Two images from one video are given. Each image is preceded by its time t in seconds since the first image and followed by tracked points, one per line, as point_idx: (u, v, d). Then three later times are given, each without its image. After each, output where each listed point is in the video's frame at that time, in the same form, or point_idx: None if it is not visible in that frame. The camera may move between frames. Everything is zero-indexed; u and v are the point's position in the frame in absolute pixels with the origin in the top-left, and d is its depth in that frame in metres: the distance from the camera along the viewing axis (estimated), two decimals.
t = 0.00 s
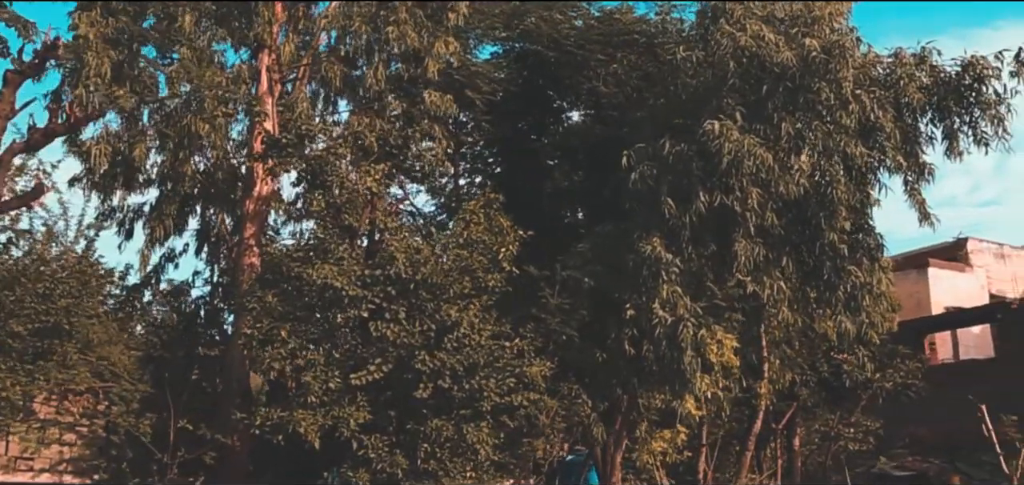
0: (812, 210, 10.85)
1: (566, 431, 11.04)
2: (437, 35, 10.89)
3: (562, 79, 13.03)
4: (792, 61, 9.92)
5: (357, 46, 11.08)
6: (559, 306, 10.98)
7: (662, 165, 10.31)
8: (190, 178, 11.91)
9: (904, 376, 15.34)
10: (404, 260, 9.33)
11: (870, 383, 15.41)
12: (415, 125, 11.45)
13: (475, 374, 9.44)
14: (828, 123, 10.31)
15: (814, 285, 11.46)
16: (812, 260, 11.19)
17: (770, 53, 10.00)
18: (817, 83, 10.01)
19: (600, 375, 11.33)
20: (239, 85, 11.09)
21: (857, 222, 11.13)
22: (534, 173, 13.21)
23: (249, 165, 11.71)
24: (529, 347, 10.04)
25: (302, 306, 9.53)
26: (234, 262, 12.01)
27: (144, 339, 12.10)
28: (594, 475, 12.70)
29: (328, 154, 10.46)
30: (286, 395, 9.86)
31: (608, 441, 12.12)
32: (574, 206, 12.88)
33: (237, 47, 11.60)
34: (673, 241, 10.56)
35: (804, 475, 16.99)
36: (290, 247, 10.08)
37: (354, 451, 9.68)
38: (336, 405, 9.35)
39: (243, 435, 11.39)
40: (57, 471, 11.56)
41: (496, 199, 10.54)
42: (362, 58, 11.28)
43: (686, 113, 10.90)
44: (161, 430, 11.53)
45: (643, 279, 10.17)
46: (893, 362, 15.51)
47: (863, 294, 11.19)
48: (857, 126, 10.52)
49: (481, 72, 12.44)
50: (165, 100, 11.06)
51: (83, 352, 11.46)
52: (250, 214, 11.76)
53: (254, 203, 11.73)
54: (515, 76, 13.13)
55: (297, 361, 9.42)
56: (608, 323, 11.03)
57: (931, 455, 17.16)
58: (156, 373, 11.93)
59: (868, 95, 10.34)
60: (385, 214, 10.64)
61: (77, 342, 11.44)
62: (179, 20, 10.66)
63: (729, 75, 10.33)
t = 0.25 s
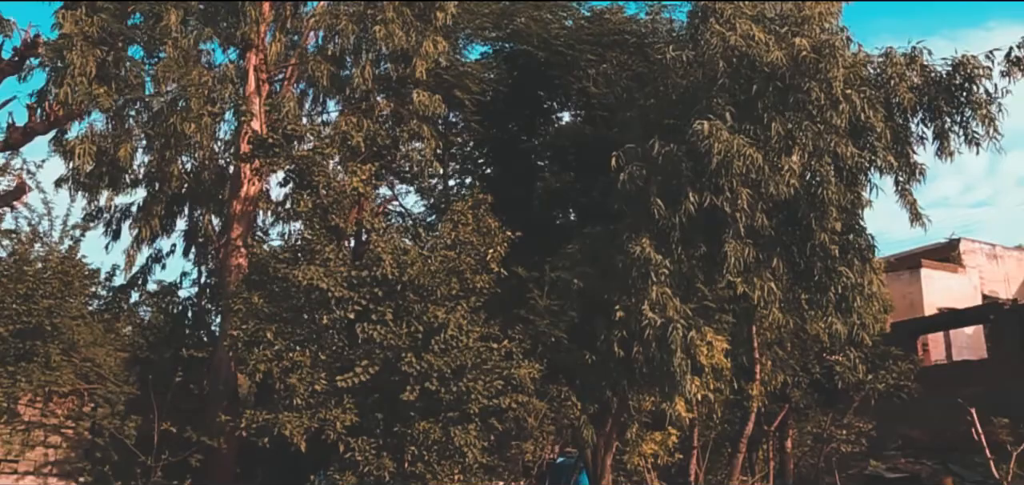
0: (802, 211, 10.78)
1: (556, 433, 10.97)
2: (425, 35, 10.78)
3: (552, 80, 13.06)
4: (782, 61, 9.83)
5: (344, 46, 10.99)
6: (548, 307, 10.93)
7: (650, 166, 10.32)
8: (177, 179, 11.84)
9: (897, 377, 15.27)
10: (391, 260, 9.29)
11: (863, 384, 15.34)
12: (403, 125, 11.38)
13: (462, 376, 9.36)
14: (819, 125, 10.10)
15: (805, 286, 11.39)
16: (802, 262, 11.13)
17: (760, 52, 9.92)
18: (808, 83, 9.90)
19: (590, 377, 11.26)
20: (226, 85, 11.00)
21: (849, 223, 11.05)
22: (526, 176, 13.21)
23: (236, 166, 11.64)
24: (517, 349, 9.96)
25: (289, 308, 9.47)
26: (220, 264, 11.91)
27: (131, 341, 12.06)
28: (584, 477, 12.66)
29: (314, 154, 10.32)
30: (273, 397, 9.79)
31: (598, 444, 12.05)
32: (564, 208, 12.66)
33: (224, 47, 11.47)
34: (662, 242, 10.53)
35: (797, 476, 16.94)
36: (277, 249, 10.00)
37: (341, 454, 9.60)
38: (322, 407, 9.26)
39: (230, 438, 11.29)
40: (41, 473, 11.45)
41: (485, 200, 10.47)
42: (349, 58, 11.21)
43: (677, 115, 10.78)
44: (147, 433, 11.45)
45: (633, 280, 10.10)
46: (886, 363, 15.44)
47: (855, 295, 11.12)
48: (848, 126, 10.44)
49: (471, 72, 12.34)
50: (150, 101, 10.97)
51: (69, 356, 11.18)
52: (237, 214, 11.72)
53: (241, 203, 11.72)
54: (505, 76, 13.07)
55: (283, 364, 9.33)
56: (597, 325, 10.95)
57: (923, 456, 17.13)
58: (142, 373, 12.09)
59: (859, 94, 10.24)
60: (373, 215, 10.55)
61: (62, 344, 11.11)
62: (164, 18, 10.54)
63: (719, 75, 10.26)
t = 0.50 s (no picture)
0: (797, 211, 10.71)
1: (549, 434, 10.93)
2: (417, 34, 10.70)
3: (546, 80, 12.93)
4: (776, 60, 9.75)
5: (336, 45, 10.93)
6: (541, 308, 10.87)
7: (644, 165, 10.24)
8: (169, 178, 11.79)
9: (892, 378, 15.22)
10: (382, 261, 9.20)
11: (859, 385, 15.26)
12: (395, 125, 11.31)
13: (453, 378, 9.30)
14: (813, 124, 10.04)
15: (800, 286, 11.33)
16: (797, 262, 11.07)
17: (754, 51, 9.84)
18: (802, 83, 9.85)
19: (583, 378, 11.20)
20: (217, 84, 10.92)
21: (843, 224, 10.98)
22: (521, 177, 13.16)
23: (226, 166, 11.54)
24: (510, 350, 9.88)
25: (279, 309, 9.37)
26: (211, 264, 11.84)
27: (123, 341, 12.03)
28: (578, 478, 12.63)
29: (304, 153, 10.25)
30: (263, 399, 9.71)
31: (592, 445, 12.00)
32: (559, 208, 12.60)
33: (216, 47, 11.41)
34: (655, 241, 10.47)
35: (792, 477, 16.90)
36: (267, 248, 9.92)
37: (332, 456, 9.53)
38: (312, 409, 9.19)
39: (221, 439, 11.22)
40: (30, 475, 11.39)
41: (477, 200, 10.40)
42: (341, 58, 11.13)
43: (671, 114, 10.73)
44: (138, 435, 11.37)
45: (626, 280, 10.04)
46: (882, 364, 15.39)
47: (849, 295, 11.06)
48: (842, 126, 10.37)
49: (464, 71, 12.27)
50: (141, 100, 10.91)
51: (57, 356, 11.21)
52: (229, 214, 11.62)
53: (233, 203, 11.62)
54: (498, 75, 13.01)
55: (273, 365, 9.24)
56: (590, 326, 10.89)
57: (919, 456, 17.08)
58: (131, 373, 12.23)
59: (854, 94, 10.18)
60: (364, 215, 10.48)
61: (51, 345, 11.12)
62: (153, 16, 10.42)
63: (712, 75, 10.21)
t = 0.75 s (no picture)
0: (794, 211, 10.64)
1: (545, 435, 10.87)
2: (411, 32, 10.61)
3: (543, 78, 12.90)
4: (772, 58, 9.68)
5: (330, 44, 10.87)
6: (536, 307, 10.83)
7: (640, 165, 10.18)
8: (163, 177, 11.76)
9: (891, 377, 15.15)
10: (375, 260, 9.14)
11: (858, 385, 15.19)
12: (390, 124, 11.24)
13: (448, 378, 9.26)
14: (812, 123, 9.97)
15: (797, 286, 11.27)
16: (794, 261, 11.01)
17: (750, 50, 9.78)
18: (799, 81, 9.77)
19: (580, 378, 11.16)
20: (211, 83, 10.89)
21: (841, 223, 10.91)
22: (519, 175, 13.07)
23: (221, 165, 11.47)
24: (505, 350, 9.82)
25: (273, 308, 9.33)
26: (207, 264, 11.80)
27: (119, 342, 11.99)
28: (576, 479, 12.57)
29: (299, 152, 10.19)
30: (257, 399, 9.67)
31: (589, 445, 11.95)
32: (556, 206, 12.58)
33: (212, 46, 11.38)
34: (651, 241, 10.41)
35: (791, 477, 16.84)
36: (262, 248, 9.89)
37: (326, 457, 9.49)
38: (306, 409, 9.14)
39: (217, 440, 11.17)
40: (25, 476, 11.36)
41: (473, 199, 10.34)
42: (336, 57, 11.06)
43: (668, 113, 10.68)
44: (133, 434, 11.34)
45: (622, 280, 9.98)
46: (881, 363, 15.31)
47: (847, 295, 11.00)
48: (840, 124, 10.30)
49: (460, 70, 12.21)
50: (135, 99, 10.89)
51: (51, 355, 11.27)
52: (224, 213, 11.56)
53: (228, 202, 11.53)
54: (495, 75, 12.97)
55: (267, 365, 9.21)
56: (587, 326, 10.85)
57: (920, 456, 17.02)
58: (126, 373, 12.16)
59: (851, 92, 10.09)
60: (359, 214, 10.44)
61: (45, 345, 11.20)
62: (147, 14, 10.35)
63: (709, 73, 10.17)
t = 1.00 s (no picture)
0: (795, 209, 10.59)
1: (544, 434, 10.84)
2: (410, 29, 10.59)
3: (544, 75, 12.83)
4: (773, 55, 9.60)
5: (329, 43, 10.83)
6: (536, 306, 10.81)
7: (640, 162, 10.11)
8: (163, 176, 11.73)
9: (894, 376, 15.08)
10: (373, 259, 9.09)
11: (861, 384, 15.13)
12: (390, 122, 11.20)
13: (446, 377, 9.23)
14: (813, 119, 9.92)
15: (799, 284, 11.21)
16: (795, 260, 10.95)
17: (750, 47, 9.71)
18: (799, 78, 9.69)
19: (580, 377, 11.12)
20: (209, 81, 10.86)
21: (842, 221, 10.85)
22: (520, 173, 13.02)
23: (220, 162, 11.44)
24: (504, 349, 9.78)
25: (270, 307, 9.30)
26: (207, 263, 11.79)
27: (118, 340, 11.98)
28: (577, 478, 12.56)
29: (297, 151, 10.17)
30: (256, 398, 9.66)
31: (589, 444, 11.92)
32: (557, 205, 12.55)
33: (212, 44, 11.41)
34: (651, 239, 10.36)
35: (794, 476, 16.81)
36: (260, 246, 9.85)
37: (324, 457, 9.47)
38: (304, 409, 9.11)
39: (217, 439, 11.16)
40: (24, 475, 11.39)
41: (472, 197, 10.31)
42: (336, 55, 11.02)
43: (667, 110, 10.64)
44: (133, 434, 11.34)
45: (621, 279, 9.93)
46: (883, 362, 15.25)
47: (848, 294, 10.94)
48: (841, 122, 10.24)
49: (460, 68, 12.17)
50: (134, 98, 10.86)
51: (51, 355, 11.23)
52: (223, 211, 11.55)
53: (227, 200, 11.52)
54: (496, 72, 12.93)
55: (264, 365, 9.19)
56: (587, 324, 10.81)
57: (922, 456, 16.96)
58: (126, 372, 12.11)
59: (852, 88, 10.02)
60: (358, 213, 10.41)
61: (45, 345, 11.17)
62: (145, 12, 10.30)
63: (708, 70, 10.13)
